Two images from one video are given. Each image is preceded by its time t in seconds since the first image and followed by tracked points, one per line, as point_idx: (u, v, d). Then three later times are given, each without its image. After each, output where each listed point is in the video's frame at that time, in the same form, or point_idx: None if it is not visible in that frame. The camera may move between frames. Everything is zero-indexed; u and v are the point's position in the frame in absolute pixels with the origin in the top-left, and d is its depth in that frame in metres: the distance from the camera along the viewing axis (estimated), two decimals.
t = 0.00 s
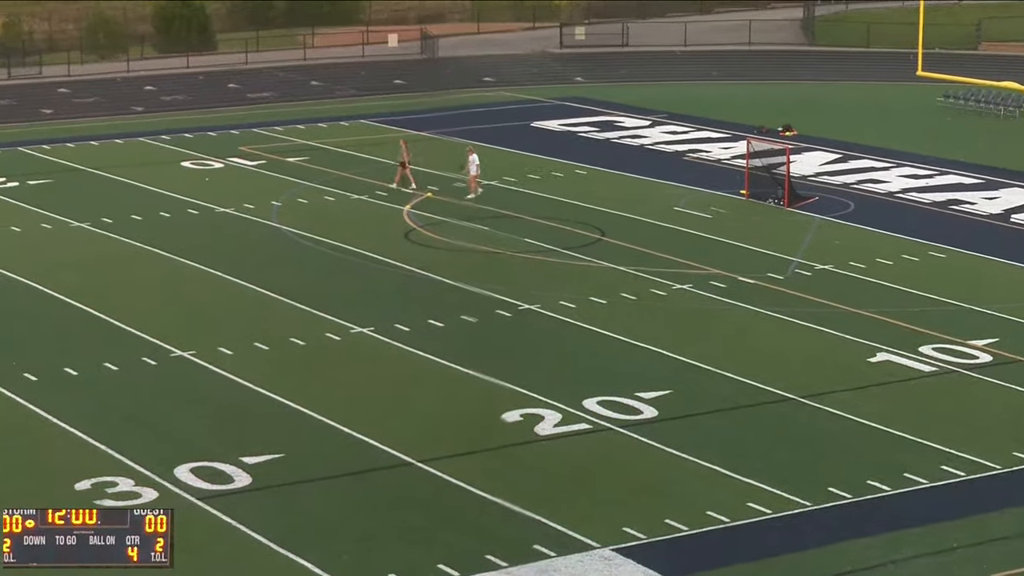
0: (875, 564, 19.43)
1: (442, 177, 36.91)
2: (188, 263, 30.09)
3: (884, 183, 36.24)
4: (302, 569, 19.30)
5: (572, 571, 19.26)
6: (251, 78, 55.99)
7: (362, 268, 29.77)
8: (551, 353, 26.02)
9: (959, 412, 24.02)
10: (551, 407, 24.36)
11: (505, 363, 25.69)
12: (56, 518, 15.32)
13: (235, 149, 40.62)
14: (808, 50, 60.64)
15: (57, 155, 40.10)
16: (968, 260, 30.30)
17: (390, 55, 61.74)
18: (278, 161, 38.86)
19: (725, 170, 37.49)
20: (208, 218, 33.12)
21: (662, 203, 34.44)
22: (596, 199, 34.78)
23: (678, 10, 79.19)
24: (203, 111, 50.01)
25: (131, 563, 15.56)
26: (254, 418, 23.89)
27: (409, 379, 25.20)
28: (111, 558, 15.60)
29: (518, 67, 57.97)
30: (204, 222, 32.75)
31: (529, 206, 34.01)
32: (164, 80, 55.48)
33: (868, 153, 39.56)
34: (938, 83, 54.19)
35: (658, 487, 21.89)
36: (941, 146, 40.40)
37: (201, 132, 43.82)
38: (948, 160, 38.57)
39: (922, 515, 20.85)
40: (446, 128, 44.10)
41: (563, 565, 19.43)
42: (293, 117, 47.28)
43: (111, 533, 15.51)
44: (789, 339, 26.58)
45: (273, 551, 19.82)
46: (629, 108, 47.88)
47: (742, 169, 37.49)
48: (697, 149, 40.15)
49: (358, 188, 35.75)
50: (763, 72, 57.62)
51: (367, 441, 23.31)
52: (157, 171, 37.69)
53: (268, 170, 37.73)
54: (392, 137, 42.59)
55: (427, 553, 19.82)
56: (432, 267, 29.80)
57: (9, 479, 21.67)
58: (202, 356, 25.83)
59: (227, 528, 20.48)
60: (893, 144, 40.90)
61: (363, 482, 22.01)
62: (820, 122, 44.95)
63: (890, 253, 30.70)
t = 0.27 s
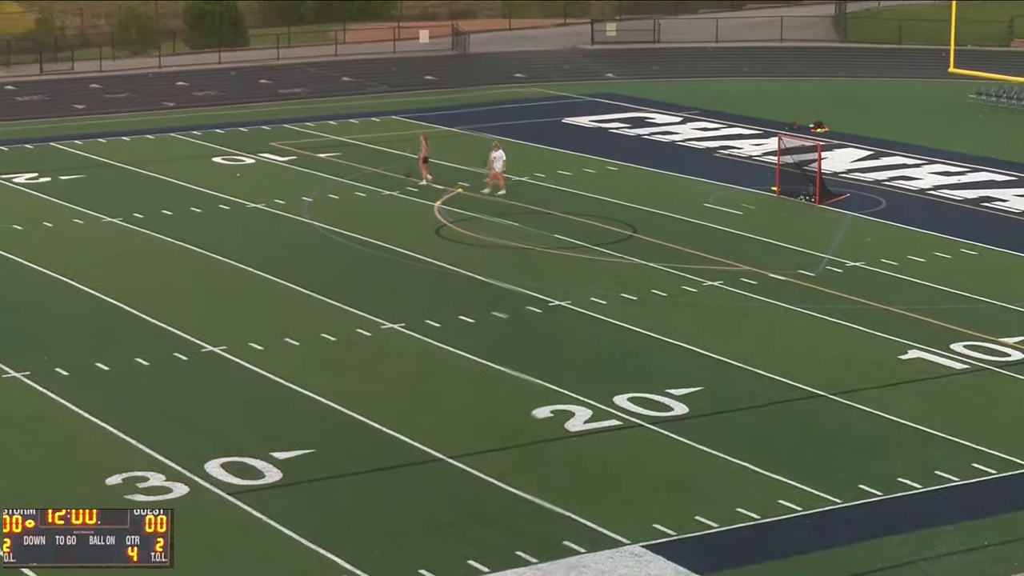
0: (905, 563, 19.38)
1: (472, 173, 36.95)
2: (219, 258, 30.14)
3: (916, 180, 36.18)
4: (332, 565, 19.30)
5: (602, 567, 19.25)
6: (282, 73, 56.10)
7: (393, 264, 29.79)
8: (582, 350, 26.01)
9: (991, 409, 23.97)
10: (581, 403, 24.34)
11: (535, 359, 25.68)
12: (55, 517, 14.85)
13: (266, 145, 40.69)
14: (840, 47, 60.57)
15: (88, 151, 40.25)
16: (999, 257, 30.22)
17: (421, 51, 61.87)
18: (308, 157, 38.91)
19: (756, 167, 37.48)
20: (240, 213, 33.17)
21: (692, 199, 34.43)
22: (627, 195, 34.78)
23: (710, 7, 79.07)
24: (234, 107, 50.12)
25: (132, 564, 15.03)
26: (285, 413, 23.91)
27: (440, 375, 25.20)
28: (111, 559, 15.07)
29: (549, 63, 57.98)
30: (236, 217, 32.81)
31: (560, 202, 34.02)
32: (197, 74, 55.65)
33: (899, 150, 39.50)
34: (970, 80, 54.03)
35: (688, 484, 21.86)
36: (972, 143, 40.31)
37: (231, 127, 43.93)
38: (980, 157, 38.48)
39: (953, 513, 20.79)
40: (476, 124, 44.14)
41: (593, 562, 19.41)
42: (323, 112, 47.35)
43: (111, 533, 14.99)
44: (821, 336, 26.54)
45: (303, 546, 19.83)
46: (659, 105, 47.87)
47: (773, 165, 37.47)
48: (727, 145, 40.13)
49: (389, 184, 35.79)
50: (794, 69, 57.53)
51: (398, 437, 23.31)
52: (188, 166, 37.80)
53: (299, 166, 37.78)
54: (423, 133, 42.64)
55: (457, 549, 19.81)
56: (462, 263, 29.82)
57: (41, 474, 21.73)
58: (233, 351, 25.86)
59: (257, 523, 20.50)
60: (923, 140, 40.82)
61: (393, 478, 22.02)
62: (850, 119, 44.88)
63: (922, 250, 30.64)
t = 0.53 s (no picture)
0: (933, 561, 19.34)
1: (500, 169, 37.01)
2: (248, 254, 30.22)
3: (946, 177, 36.13)
4: (359, 561, 19.32)
5: (630, 564, 19.25)
6: (311, 69, 56.23)
7: (421, 260, 29.83)
8: (610, 346, 26.01)
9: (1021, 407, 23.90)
10: (609, 400, 24.33)
11: (563, 356, 25.68)
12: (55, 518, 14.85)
13: (296, 141, 40.75)
14: (870, 45, 60.49)
15: (118, 147, 40.42)
16: None
17: (450, 48, 61.96)
18: (337, 153, 38.96)
19: (785, 163, 37.48)
20: (270, 209, 33.21)
21: (721, 196, 34.43)
22: (656, 192, 34.80)
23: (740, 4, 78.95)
24: (263, 103, 50.25)
25: (132, 564, 15.03)
26: (314, 409, 23.94)
27: (468, 371, 25.21)
28: (111, 559, 15.06)
29: (578, 60, 58.01)
30: (266, 213, 32.87)
31: (590, 199, 34.06)
32: (226, 71, 55.81)
33: (929, 147, 39.43)
34: (1000, 77, 53.86)
35: (716, 480, 21.84)
36: (1002, 141, 40.21)
37: (260, 124, 44.08)
38: (1010, 155, 38.39)
39: (982, 511, 20.74)
40: (505, 120, 44.20)
41: (621, 559, 19.41)
42: (351, 108, 47.44)
43: (111, 533, 14.97)
44: (851, 333, 26.50)
45: (330, 542, 19.85)
46: (688, 101, 47.87)
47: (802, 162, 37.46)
48: (757, 142, 40.14)
49: (417, 180, 35.84)
50: (824, 66, 57.43)
51: (426, 433, 23.32)
52: (217, 162, 37.96)
53: (328, 162, 37.83)
54: (452, 129, 42.73)
55: (485, 545, 19.82)
56: (490, 259, 29.84)
57: (70, 469, 21.80)
58: (262, 347, 25.90)
59: (285, 519, 20.53)
60: (952, 138, 40.73)
61: (422, 474, 22.03)
62: (879, 115, 44.80)
63: (951, 248, 30.59)
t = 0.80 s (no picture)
0: (958, 560, 19.27)
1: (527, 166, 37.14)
2: (275, 250, 30.34)
3: (973, 174, 36.08)
4: (385, 557, 19.31)
5: (655, 561, 19.23)
6: (338, 66, 56.44)
7: (448, 256, 29.90)
8: (637, 343, 26.01)
9: None
10: (636, 397, 24.32)
11: (590, 353, 25.69)
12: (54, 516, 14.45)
13: (324, 138, 40.99)
14: (898, 42, 60.46)
15: (146, 144, 40.69)
16: None
17: (478, 44, 62.18)
18: (364, 149, 39.19)
19: (812, 161, 37.54)
20: (297, 205, 33.42)
21: (749, 194, 34.49)
22: (683, 189, 34.88)
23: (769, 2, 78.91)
24: (291, 99, 50.44)
25: (132, 564, 14.61)
26: (341, 405, 23.95)
27: (495, 368, 25.22)
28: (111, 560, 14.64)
29: (604, 57, 58.10)
30: (293, 209, 33.07)
31: (617, 196, 34.16)
32: (254, 68, 56.08)
33: (956, 145, 39.37)
34: None
35: (742, 478, 21.79)
36: None
37: (287, 121, 44.29)
38: None
39: (1009, 510, 20.68)
40: (533, 117, 44.33)
41: (647, 556, 19.39)
42: (377, 105, 47.58)
43: (111, 533, 14.56)
44: (879, 331, 26.47)
45: (356, 538, 19.86)
46: (716, 98, 47.95)
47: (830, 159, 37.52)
48: (784, 139, 40.19)
49: (444, 176, 35.96)
50: (851, 63, 57.38)
51: (452, 430, 23.31)
52: (245, 159, 38.18)
53: (354, 158, 38.06)
54: (480, 126, 42.88)
55: (511, 542, 19.79)
56: (518, 256, 29.89)
57: (98, 463, 21.85)
58: (288, 343, 25.93)
59: (311, 514, 20.54)
60: (979, 135, 40.66)
61: (449, 470, 22.02)
62: (907, 113, 44.75)
63: (979, 246, 30.54)
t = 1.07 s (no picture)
0: (983, 559, 19.20)
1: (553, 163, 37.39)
2: (301, 246, 30.48)
3: (999, 172, 36.03)
4: (409, 554, 19.29)
5: (680, 558, 19.19)
6: (363, 63, 56.59)
7: (473, 253, 29.99)
8: (662, 341, 26.01)
9: None
10: (661, 394, 24.30)
11: (615, 350, 25.68)
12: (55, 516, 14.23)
13: (349, 135, 41.25)
14: (924, 40, 60.41)
15: (172, 141, 40.88)
16: None
17: (503, 42, 62.33)
18: (389, 146, 39.42)
19: (837, 159, 37.69)
20: (322, 202, 33.61)
21: (775, 190, 34.70)
22: (709, 185, 35.08)
23: None
24: (316, 96, 50.59)
25: (131, 564, 14.41)
26: (366, 401, 23.96)
27: (520, 364, 25.23)
28: (110, 559, 14.44)
29: (630, 54, 58.18)
30: (318, 206, 33.25)
31: (643, 193, 34.33)
32: (280, 65, 56.26)
33: (983, 143, 39.30)
34: None
35: (767, 475, 21.76)
36: None
37: (313, 118, 44.45)
38: None
39: None
40: (558, 114, 44.48)
41: (671, 554, 19.35)
42: (402, 103, 47.72)
43: (111, 533, 14.36)
44: (905, 329, 26.44)
45: (380, 534, 19.84)
46: (742, 96, 48.01)
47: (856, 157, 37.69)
48: (810, 137, 40.34)
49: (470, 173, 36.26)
50: (878, 61, 57.31)
51: (477, 426, 23.32)
52: (271, 155, 38.46)
53: (379, 155, 38.32)
54: (505, 123, 43.05)
55: (535, 539, 19.77)
56: (543, 253, 29.94)
57: (123, 458, 21.88)
58: (314, 339, 25.98)
59: (335, 511, 20.53)
60: (1005, 134, 40.56)
61: (474, 467, 22.01)
62: (933, 111, 44.70)
63: (1006, 244, 30.48)
